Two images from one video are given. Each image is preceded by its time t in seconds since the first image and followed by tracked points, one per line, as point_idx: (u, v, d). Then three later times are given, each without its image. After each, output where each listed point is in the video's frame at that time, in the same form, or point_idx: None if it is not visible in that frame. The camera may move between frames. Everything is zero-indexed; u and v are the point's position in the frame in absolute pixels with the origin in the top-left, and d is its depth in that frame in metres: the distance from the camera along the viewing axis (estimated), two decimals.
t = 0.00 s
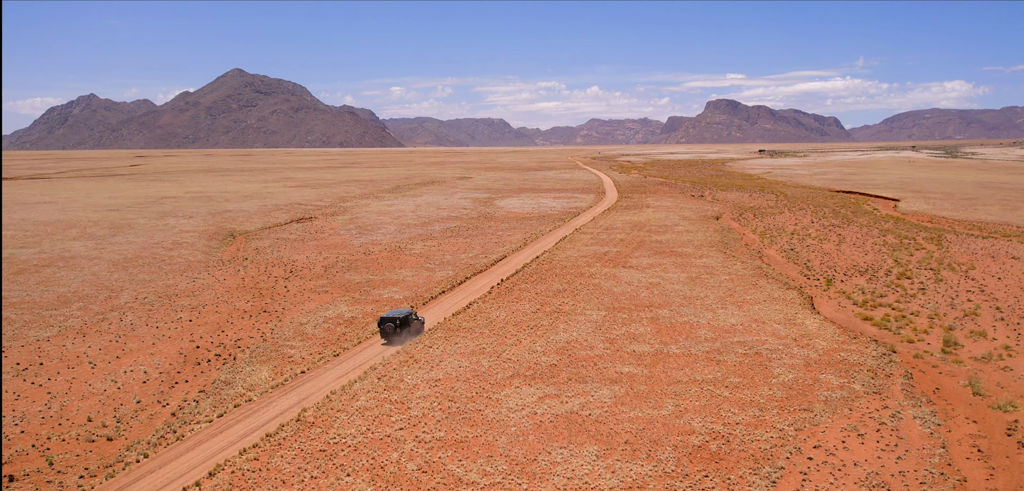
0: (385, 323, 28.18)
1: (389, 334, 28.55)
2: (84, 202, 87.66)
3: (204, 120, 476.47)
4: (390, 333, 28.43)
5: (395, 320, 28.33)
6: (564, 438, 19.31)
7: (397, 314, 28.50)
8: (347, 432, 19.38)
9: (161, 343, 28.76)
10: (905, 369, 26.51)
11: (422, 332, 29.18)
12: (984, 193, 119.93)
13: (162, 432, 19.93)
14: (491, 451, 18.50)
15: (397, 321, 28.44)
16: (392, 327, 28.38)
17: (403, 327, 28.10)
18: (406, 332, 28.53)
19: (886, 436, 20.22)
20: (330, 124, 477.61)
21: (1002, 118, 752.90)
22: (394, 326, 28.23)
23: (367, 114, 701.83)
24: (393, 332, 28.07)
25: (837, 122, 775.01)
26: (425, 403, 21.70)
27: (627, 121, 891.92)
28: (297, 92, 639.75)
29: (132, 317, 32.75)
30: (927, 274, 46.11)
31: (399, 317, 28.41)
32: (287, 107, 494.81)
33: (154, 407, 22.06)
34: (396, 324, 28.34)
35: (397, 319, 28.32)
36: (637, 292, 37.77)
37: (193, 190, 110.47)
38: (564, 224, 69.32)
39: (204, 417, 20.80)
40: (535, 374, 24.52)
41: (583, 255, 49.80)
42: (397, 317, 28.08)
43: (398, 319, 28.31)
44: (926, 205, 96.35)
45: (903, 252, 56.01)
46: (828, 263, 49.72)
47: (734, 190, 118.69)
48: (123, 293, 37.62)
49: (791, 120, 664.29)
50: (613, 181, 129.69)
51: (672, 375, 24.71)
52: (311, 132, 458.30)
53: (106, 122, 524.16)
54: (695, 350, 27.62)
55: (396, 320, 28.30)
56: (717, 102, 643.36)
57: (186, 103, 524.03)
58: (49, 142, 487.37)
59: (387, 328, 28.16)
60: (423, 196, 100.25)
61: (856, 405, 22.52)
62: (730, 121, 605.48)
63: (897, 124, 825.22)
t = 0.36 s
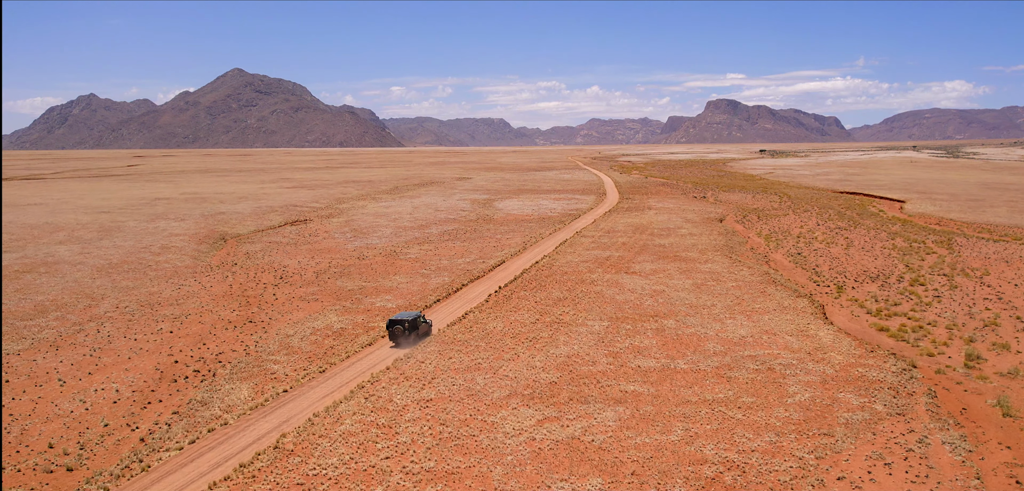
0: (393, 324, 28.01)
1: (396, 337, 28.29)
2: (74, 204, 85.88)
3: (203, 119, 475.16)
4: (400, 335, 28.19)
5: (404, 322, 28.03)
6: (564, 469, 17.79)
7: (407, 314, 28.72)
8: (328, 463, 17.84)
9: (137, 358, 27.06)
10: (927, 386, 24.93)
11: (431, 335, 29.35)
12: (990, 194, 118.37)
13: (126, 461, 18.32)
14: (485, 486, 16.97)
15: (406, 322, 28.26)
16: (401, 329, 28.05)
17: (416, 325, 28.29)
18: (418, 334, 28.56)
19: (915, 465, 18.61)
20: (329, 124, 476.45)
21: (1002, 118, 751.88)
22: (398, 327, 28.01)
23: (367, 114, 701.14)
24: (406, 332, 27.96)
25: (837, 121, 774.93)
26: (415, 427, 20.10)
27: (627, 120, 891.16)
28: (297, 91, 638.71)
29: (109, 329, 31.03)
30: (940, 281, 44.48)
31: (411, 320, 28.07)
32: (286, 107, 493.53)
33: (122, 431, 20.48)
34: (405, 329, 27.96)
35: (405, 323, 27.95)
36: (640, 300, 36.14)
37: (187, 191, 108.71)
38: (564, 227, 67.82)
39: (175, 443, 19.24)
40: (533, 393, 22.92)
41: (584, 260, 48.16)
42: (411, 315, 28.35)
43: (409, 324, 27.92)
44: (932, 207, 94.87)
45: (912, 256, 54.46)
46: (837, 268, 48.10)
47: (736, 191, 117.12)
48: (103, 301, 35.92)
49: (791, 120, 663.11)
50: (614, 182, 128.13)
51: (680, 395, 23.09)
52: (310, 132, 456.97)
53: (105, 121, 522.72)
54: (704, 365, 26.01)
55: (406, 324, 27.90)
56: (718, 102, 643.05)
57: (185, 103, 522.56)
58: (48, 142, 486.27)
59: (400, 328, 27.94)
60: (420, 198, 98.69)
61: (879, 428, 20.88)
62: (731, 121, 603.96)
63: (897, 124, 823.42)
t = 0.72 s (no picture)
0: (401, 325, 27.65)
1: (404, 339, 27.88)
2: (65, 205, 84.08)
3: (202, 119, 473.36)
4: (408, 338, 27.80)
5: (413, 322, 27.76)
6: None
7: (414, 316, 28.50)
8: None
9: (110, 373, 25.47)
10: (953, 404, 23.32)
11: (437, 337, 29.21)
12: (996, 195, 116.65)
13: None
14: None
15: (415, 322, 27.95)
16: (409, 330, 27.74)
17: (425, 327, 28.12)
18: (426, 336, 28.37)
19: None
20: (329, 124, 474.63)
21: (1003, 118, 749.87)
22: (406, 330, 27.63)
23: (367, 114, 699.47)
24: (415, 334, 27.62)
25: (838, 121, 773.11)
26: (402, 454, 18.49)
27: (628, 120, 889.19)
28: (297, 92, 637.04)
29: (83, 341, 29.41)
30: (955, 287, 42.78)
31: (420, 321, 27.81)
32: (286, 107, 491.84)
33: (84, 458, 18.89)
34: (413, 330, 27.63)
35: (414, 324, 27.65)
36: (643, 309, 34.49)
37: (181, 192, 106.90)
38: (565, 229, 66.25)
39: (139, 474, 17.66)
40: (531, 414, 21.30)
41: (585, 265, 46.51)
42: (418, 317, 28.10)
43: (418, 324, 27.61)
44: (939, 209, 93.22)
45: (924, 260, 52.84)
46: (847, 273, 46.50)
47: (739, 192, 115.45)
48: (81, 310, 34.30)
49: (792, 120, 661.28)
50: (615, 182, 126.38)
51: (690, 416, 21.42)
52: (309, 132, 455.14)
53: (104, 121, 521.04)
54: (713, 382, 24.37)
55: (416, 325, 27.60)
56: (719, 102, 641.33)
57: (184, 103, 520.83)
58: (47, 142, 484.60)
59: (409, 331, 27.58)
60: (418, 199, 97.02)
61: (905, 455, 19.23)
62: (732, 121, 602.07)
63: (898, 124, 821.10)
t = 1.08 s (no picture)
0: (407, 327, 27.55)
1: (410, 341, 27.77)
2: (55, 207, 82.36)
3: (201, 119, 471.81)
4: (415, 340, 27.65)
5: (420, 324, 27.63)
6: None
7: (420, 317, 28.41)
8: None
9: (78, 390, 23.82)
10: (982, 424, 21.64)
11: (444, 339, 29.06)
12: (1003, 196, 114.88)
13: None
14: None
15: (421, 323, 27.87)
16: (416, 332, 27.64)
17: (432, 328, 27.96)
18: (433, 338, 28.21)
19: None
20: (328, 124, 472.94)
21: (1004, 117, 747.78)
22: (413, 331, 27.54)
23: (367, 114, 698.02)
24: (422, 336, 27.50)
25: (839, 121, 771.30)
26: (385, 486, 16.86)
27: (628, 120, 886.97)
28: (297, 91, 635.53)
29: (54, 353, 27.76)
30: (971, 293, 41.04)
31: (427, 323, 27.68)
32: (286, 107, 490.31)
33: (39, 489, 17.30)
34: (420, 332, 27.51)
35: (421, 326, 27.52)
36: (647, 318, 32.83)
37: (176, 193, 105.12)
38: (565, 231, 64.68)
39: None
40: (528, 438, 19.63)
41: (586, 269, 44.90)
42: (425, 318, 28.00)
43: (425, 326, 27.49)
44: (946, 210, 91.55)
45: (935, 264, 51.24)
46: (857, 278, 44.90)
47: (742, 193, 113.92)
48: (57, 319, 32.68)
49: (793, 120, 659.56)
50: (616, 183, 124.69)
51: (699, 439, 19.81)
52: (309, 132, 453.36)
53: (104, 121, 519.73)
54: (724, 400, 22.69)
55: (422, 327, 27.48)
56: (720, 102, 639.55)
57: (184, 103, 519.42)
58: (46, 142, 483.22)
59: (416, 332, 27.44)
60: (416, 200, 95.34)
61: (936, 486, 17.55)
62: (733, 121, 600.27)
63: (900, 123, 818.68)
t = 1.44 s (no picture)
0: (413, 329, 27.54)
1: (417, 343, 27.79)
2: (45, 209, 80.61)
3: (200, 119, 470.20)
4: (421, 342, 27.64)
5: (426, 326, 27.61)
6: None
7: (426, 319, 28.40)
8: None
9: (40, 410, 22.09)
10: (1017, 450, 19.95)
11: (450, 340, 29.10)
12: (1011, 197, 112.95)
13: None
14: None
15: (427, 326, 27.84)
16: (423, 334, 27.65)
17: (438, 330, 27.90)
18: (439, 340, 28.23)
19: None
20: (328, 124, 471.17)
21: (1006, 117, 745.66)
22: (419, 334, 27.53)
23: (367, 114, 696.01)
24: (429, 338, 27.51)
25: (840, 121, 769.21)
26: None
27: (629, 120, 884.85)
28: (297, 91, 633.57)
29: (20, 368, 26.05)
30: (988, 301, 39.32)
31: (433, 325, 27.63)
32: (285, 107, 488.61)
33: None
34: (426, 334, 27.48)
35: (427, 328, 27.49)
36: (651, 328, 31.14)
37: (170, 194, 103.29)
38: (565, 234, 63.19)
39: None
40: (523, 468, 17.98)
41: (586, 275, 43.32)
42: (431, 320, 27.98)
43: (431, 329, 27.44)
44: (954, 212, 89.77)
45: (947, 269, 49.63)
46: (867, 284, 43.34)
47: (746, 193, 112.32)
48: (29, 330, 30.99)
49: (795, 120, 657.70)
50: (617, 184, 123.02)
51: (711, 468, 18.17)
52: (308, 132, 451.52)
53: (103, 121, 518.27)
54: (736, 422, 21.00)
55: (428, 329, 27.43)
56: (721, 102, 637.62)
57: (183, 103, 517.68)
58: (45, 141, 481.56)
59: (422, 335, 27.45)
60: (414, 201, 93.70)
61: None
62: (734, 121, 598.26)
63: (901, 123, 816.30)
